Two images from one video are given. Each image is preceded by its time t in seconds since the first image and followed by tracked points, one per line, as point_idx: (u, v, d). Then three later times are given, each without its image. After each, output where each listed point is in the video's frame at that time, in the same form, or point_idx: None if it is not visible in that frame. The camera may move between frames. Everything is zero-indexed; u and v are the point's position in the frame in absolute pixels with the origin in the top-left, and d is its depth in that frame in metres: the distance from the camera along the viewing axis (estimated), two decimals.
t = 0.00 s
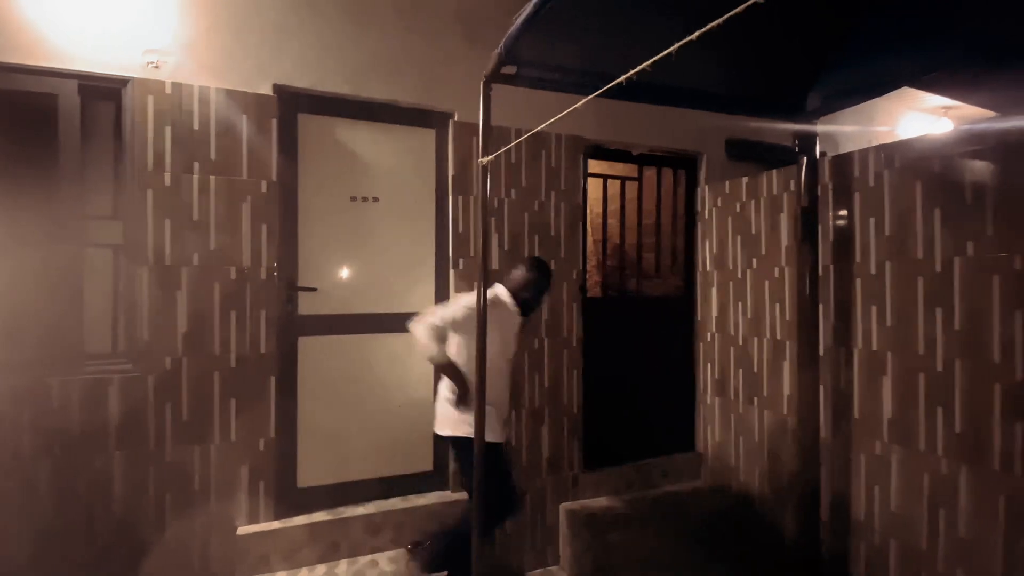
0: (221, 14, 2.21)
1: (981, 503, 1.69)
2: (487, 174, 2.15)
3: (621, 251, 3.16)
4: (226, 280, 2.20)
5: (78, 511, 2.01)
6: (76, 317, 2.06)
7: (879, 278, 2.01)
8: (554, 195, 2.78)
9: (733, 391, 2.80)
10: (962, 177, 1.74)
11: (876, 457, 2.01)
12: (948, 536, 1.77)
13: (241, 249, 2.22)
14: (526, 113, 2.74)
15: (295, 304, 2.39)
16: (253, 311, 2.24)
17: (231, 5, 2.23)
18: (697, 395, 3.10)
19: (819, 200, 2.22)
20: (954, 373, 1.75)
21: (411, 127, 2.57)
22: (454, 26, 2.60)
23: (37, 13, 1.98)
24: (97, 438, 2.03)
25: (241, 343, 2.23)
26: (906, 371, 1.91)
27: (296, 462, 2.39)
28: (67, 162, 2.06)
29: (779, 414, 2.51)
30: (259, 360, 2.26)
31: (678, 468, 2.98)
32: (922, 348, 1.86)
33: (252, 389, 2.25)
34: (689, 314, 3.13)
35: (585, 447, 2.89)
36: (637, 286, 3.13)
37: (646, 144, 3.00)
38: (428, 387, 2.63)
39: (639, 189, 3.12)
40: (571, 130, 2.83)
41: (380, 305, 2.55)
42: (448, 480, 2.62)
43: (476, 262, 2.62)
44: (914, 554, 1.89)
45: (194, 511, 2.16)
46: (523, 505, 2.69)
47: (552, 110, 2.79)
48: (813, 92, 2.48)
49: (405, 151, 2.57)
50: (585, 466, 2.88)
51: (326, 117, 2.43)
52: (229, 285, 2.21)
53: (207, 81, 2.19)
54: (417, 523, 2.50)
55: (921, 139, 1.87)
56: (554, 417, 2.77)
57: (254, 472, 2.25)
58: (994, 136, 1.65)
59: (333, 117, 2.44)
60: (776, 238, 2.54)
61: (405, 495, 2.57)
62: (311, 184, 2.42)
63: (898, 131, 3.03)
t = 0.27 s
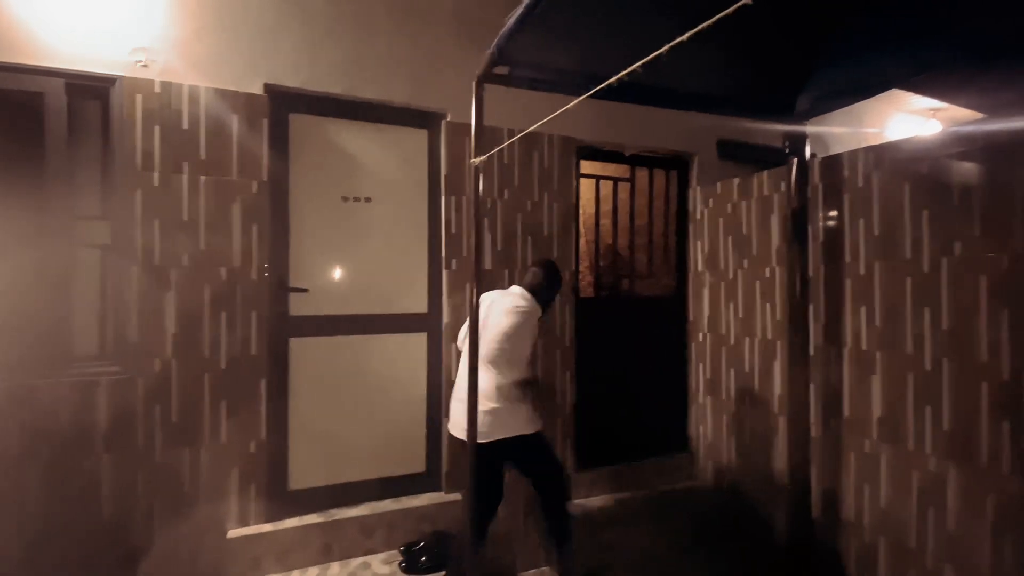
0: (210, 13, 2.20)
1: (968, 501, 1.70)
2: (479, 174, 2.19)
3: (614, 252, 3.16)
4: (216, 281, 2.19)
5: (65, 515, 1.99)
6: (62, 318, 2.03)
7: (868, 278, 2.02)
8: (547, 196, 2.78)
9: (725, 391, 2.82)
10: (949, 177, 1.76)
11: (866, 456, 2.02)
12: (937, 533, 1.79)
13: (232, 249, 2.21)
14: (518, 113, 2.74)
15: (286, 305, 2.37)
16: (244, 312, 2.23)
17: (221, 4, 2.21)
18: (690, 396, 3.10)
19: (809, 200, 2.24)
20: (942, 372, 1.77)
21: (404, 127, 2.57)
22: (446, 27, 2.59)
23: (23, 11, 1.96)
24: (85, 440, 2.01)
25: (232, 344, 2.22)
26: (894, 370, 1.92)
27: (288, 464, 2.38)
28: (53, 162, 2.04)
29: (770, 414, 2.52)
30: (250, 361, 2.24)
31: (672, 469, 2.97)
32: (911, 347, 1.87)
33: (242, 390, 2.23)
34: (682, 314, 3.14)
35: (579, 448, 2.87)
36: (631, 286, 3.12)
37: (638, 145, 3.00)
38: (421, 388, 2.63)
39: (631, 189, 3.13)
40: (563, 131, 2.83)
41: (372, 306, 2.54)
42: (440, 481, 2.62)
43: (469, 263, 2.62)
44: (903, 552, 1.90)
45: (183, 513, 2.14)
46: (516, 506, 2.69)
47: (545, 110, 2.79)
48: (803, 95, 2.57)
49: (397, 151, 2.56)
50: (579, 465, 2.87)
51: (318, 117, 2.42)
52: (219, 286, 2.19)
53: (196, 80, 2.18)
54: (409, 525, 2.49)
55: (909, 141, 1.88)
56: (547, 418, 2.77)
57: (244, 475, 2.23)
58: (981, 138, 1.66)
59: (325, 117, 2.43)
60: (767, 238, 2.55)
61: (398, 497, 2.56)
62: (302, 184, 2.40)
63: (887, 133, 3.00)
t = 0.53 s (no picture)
0: (197, 10, 2.18)
1: (954, 498, 1.72)
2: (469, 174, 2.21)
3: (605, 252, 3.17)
4: (203, 282, 2.17)
5: (49, 519, 1.96)
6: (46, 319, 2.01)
7: (855, 278, 2.04)
8: (538, 196, 2.78)
9: (715, 391, 2.82)
10: (935, 178, 1.77)
11: (853, 454, 2.04)
12: (924, 530, 1.80)
13: (220, 249, 2.19)
14: (509, 113, 2.74)
15: (275, 305, 2.35)
16: (232, 312, 2.21)
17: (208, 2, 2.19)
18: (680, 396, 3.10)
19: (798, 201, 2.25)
20: (928, 371, 1.79)
21: (394, 126, 2.56)
22: (436, 27, 2.58)
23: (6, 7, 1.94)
24: (69, 443, 1.98)
25: (220, 345, 2.20)
26: (881, 369, 1.94)
27: (277, 466, 2.36)
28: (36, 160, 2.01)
29: (760, 413, 2.53)
30: (238, 362, 2.23)
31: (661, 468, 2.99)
32: (898, 346, 1.89)
33: (231, 391, 2.22)
34: (672, 314, 3.16)
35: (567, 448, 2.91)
36: (622, 287, 3.14)
37: (629, 145, 3.01)
38: (412, 389, 2.62)
39: (622, 190, 3.13)
40: (554, 131, 2.84)
41: (362, 306, 2.53)
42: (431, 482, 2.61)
43: (460, 263, 2.62)
44: (890, 549, 1.91)
45: (171, 516, 2.12)
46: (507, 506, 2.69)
47: (535, 110, 2.79)
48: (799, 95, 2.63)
49: (387, 150, 2.55)
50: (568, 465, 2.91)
51: (307, 116, 2.40)
52: (206, 287, 2.17)
53: (184, 78, 2.16)
54: (400, 526, 2.48)
55: (896, 141, 1.90)
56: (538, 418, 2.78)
57: (233, 477, 2.22)
58: (966, 139, 1.68)
59: (314, 116, 2.42)
60: (756, 238, 2.57)
61: (388, 498, 2.55)
62: (291, 183, 2.38)
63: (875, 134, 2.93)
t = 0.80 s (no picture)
0: (184, 6, 2.16)
1: (941, 495, 1.73)
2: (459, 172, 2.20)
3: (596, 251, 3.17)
4: (191, 281, 2.15)
5: (33, 521, 1.93)
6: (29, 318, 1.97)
7: (843, 276, 2.05)
8: (529, 195, 2.78)
9: (705, 388, 2.83)
10: (921, 177, 1.79)
11: (841, 451, 2.05)
12: (911, 527, 1.82)
13: (207, 248, 2.17)
14: (499, 111, 2.73)
15: (264, 304, 2.33)
16: (220, 312, 2.19)
17: None
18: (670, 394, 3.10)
19: (786, 200, 2.26)
20: (915, 368, 1.80)
21: (384, 124, 2.54)
22: (426, 24, 2.57)
23: None
24: (53, 444, 1.95)
25: (208, 344, 2.18)
26: (869, 366, 1.96)
27: (266, 466, 2.34)
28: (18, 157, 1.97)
29: (750, 410, 2.55)
30: (226, 361, 2.21)
31: (652, 466, 3.00)
32: (885, 344, 1.91)
33: (219, 391, 2.20)
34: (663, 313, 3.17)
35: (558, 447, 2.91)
36: (613, 286, 3.15)
37: (619, 144, 3.02)
38: (403, 388, 2.61)
39: (613, 189, 3.14)
40: (545, 129, 2.83)
41: (353, 305, 2.51)
42: (422, 481, 2.60)
43: (451, 262, 2.61)
44: (878, 545, 1.93)
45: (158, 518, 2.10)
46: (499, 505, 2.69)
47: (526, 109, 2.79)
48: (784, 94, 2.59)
49: (376, 148, 2.53)
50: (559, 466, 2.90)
51: (296, 113, 2.38)
52: (194, 286, 2.15)
53: (171, 75, 2.13)
54: (391, 526, 2.47)
55: (883, 140, 1.91)
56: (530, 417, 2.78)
57: (221, 478, 2.20)
58: (952, 139, 1.69)
59: (303, 114, 2.40)
60: (745, 237, 2.58)
61: (379, 498, 2.54)
62: (279, 181, 2.36)
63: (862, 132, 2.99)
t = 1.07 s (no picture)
0: (174, 3, 2.14)
1: (931, 492, 1.75)
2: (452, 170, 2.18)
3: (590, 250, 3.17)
4: (181, 281, 2.13)
5: (21, 523, 1.91)
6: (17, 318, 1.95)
7: (835, 275, 2.06)
8: (523, 194, 2.78)
9: (698, 387, 2.84)
10: (912, 176, 1.80)
11: (833, 449, 2.06)
12: (902, 524, 1.83)
13: (198, 247, 2.16)
14: (492, 110, 2.73)
15: (256, 304, 2.32)
16: (211, 312, 2.18)
17: None
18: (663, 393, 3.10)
19: (779, 200, 2.26)
20: (905, 367, 1.81)
21: (376, 123, 2.53)
22: (418, 23, 2.57)
23: None
24: (41, 446, 1.93)
25: (198, 344, 2.16)
26: (860, 364, 1.97)
27: (258, 467, 2.33)
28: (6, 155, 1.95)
29: (742, 409, 2.55)
30: (218, 362, 2.19)
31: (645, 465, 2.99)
32: (876, 342, 1.92)
33: (210, 392, 2.18)
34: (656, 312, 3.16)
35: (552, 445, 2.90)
36: (606, 284, 3.15)
37: (613, 144, 3.02)
38: (396, 387, 2.60)
39: (607, 188, 3.14)
40: (538, 128, 2.83)
41: (345, 305, 2.50)
42: (416, 481, 2.60)
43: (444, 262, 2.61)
44: (869, 542, 1.94)
45: (148, 519, 2.08)
46: (493, 504, 2.69)
47: (519, 108, 2.79)
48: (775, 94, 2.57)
49: (369, 147, 2.52)
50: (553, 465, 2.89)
51: (288, 111, 2.37)
52: (185, 285, 2.14)
53: (160, 72, 2.12)
54: (384, 526, 2.47)
55: (874, 140, 1.92)
56: (524, 416, 2.78)
57: (213, 479, 2.18)
58: (943, 139, 1.70)
59: (295, 113, 2.38)
60: (738, 236, 2.59)
61: (372, 499, 2.53)
62: (271, 180, 2.35)
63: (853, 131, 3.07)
